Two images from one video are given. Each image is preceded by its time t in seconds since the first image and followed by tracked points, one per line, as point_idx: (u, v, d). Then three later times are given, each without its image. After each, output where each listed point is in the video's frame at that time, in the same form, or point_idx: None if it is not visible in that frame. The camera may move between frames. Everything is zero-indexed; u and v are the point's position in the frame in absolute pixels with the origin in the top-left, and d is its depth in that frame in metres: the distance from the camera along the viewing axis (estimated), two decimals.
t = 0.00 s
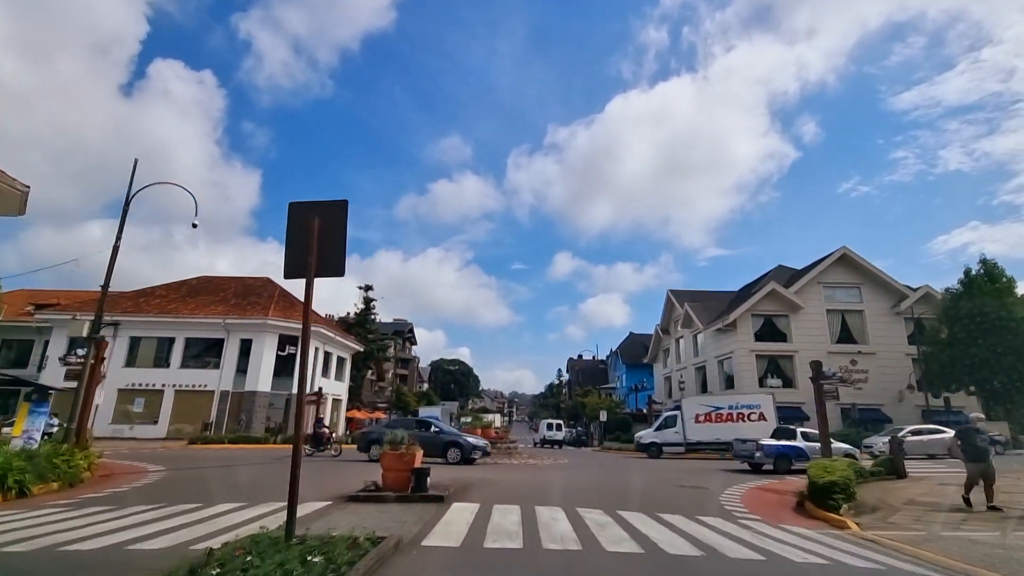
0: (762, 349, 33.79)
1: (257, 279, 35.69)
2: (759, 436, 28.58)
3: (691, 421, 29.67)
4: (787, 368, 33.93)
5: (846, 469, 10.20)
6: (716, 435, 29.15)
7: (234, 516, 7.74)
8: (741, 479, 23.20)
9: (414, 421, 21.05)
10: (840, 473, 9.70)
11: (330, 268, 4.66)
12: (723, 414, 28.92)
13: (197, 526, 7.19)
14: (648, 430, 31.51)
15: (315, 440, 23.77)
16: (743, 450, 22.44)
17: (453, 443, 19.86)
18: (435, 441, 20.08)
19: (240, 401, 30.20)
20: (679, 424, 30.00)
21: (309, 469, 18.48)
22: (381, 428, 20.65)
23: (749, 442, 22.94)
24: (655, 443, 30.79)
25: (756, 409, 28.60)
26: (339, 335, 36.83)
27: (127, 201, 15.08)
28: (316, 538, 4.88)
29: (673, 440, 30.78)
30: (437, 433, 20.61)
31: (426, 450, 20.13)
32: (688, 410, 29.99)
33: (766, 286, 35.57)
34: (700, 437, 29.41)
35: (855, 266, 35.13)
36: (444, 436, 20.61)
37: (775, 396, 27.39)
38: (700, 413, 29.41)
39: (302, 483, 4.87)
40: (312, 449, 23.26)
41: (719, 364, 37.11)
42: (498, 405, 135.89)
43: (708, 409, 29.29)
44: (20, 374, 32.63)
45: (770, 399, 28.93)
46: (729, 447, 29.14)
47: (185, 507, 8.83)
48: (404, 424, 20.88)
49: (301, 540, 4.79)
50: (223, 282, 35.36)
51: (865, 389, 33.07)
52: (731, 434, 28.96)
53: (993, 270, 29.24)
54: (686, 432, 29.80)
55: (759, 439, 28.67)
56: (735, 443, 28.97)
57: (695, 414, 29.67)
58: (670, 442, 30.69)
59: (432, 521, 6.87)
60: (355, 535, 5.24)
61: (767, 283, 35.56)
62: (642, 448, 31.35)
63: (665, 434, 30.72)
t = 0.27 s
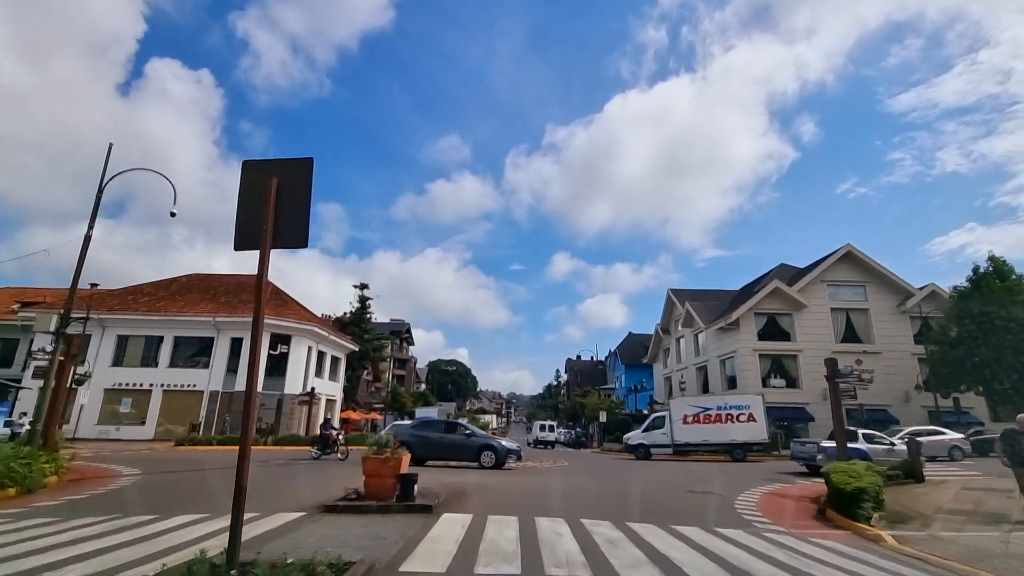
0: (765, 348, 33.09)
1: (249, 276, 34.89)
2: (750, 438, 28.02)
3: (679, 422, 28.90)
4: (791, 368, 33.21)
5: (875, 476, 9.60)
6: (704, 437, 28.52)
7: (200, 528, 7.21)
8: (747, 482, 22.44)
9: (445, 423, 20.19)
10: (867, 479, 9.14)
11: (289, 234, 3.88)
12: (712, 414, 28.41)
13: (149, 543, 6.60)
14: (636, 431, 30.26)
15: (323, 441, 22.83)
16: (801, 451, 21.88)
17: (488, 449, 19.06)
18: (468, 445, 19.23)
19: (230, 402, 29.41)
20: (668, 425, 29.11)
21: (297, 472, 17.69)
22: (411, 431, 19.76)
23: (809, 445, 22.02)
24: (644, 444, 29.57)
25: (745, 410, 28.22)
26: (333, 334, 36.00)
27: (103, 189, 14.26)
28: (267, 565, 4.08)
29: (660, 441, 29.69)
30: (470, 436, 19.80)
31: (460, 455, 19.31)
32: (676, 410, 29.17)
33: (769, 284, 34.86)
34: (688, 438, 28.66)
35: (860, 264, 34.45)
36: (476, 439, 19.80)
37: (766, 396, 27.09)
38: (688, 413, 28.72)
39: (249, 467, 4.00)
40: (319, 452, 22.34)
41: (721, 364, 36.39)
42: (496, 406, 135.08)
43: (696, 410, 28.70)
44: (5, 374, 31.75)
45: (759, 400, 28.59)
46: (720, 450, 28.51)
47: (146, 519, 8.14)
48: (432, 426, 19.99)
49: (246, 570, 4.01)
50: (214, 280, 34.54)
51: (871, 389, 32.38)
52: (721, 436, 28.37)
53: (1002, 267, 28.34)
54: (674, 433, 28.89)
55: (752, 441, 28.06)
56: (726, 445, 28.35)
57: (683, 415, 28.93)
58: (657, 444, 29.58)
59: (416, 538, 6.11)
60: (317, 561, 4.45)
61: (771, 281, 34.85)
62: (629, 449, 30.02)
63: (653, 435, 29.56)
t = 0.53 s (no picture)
0: (767, 349, 32.40)
1: (239, 273, 34.02)
2: (736, 441, 27.24)
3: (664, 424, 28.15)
4: (794, 369, 32.51)
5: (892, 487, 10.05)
6: (688, 438, 27.84)
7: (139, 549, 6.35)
8: (751, 487, 21.70)
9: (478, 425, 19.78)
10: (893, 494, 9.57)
11: (228, 182, 3.07)
12: (697, 416, 27.78)
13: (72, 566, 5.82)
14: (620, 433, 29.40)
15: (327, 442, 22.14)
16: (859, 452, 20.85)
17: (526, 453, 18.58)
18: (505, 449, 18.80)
19: (217, 401, 28.52)
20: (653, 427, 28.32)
21: (283, 475, 16.88)
22: (443, 436, 19.30)
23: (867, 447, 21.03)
24: (629, 446, 28.60)
25: (730, 411, 27.54)
26: (326, 332, 35.15)
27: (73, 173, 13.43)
28: None
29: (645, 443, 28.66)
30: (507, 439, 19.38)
31: (494, 460, 18.85)
32: (662, 412, 28.48)
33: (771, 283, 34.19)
34: (673, 440, 27.92)
35: (864, 263, 33.82)
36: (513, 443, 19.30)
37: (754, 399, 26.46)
38: (673, 415, 28.06)
39: (165, 467, 3.15)
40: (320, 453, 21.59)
41: (722, 365, 35.67)
42: (492, 407, 134.16)
43: (682, 411, 28.06)
44: None
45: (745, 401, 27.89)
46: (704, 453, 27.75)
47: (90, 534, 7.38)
48: (466, 430, 19.50)
49: None
50: (203, 276, 33.66)
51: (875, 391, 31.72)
52: (706, 438, 27.69)
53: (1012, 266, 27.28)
54: (659, 434, 28.06)
55: (739, 444, 27.27)
56: (712, 447, 27.60)
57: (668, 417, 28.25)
58: (642, 446, 28.61)
59: (392, 560, 5.30)
60: None
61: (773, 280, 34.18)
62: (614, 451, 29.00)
63: (638, 436, 28.58)
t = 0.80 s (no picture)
0: (766, 345, 31.87)
1: (227, 268, 33.16)
2: (718, 439, 26.66)
3: (646, 421, 27.72)
4: (793, 365, 32.00)
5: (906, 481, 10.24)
6: (671, 436, 27.30)
7: (96, 563, 5.84)
8: (751, 486, 21.13)
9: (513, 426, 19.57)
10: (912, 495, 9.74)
11: (121, 104, 2.43)
12: (679, 413, 27.24)
13: None
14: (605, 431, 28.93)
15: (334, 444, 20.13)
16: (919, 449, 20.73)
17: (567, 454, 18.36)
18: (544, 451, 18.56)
19: (203, 401, 27.72)
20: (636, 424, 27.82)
21: (266, 477, 16.14)
22: (476, 437, 19.32)
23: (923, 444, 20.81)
24: (612, 444, 28.19)
25: (713, 408, 26.97)
26: (316, 329, 34.31)
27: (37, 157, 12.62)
28: None
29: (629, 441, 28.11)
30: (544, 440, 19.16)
31: (528, 461, 18.58)
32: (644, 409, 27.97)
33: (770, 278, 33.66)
34: (655, 438, 27.44)
35: (864, 257, 33.31)
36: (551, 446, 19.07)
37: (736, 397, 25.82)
38: (655, 413, 27.52)
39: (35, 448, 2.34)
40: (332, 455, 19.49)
41: (720, 361, 35.13)
42: (487, 406, 133.48)
43: (664, 409, 27.57)
44: None
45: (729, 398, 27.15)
46: (686, 451, 27.23)
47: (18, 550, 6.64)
48: (500, 430, 19.44)
49: None
50: (189, 272, 32.77)
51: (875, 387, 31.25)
52: (689, 435, 27.12)
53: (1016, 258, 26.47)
54: (641, 432, 27.58)
55: (721, 442, 26.64)
56: (694, 445, 27.03)
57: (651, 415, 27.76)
58: (625, 443, 28.13)
59: None
60: None
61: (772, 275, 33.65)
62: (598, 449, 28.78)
63: (621, 434, 28.11)
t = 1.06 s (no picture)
0: (766, 341, 31.24)
1: (213, 262, 32.14)
2: (695, 437, 25.98)
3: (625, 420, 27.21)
4: (793, 361, 31.40)
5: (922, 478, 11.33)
6: (650, 434, 26.77)
7: None
8: (753, 486, 20.51)
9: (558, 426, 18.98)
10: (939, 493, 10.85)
11: None
12: (658, 411, 26.69)
13: None
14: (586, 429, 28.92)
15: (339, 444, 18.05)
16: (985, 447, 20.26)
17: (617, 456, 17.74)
18: (592, 452, 17.96)
19: (186, 399, 26.73)
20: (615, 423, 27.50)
21: (245, 479, 15.25)
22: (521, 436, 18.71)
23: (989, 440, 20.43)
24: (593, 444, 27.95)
25: (691, 407, 26.32)
26: (305, 325, 33.36)
27: None
28: None
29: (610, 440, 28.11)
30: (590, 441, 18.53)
31: (574, 461, 17.90)
32: (624, 407, 27.55)
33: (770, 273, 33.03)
34: (633, 436, 27.00)
35: (865, 252, 32.74)
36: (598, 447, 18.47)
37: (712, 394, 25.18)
38: (635, 411, 27.03)
39: None
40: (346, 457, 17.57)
41: (719, 358, 34.52)
42: (482, 404, 132.82)
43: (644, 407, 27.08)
44: None
45: (709, 396, 26.39)
46: (665, 449, 26.66)
47: None
48: (547, 430, 18.79)
49: None
50: (174, 266, 31.73)
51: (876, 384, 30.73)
52: (668, 433, 26.51)
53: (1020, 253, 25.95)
54: (620, 431, 27.17)
55: (700, 440, 25.94)
56: (672, 444, 26.39)
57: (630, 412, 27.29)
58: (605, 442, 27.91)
59: None
60: None
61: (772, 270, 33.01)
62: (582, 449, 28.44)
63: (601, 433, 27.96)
